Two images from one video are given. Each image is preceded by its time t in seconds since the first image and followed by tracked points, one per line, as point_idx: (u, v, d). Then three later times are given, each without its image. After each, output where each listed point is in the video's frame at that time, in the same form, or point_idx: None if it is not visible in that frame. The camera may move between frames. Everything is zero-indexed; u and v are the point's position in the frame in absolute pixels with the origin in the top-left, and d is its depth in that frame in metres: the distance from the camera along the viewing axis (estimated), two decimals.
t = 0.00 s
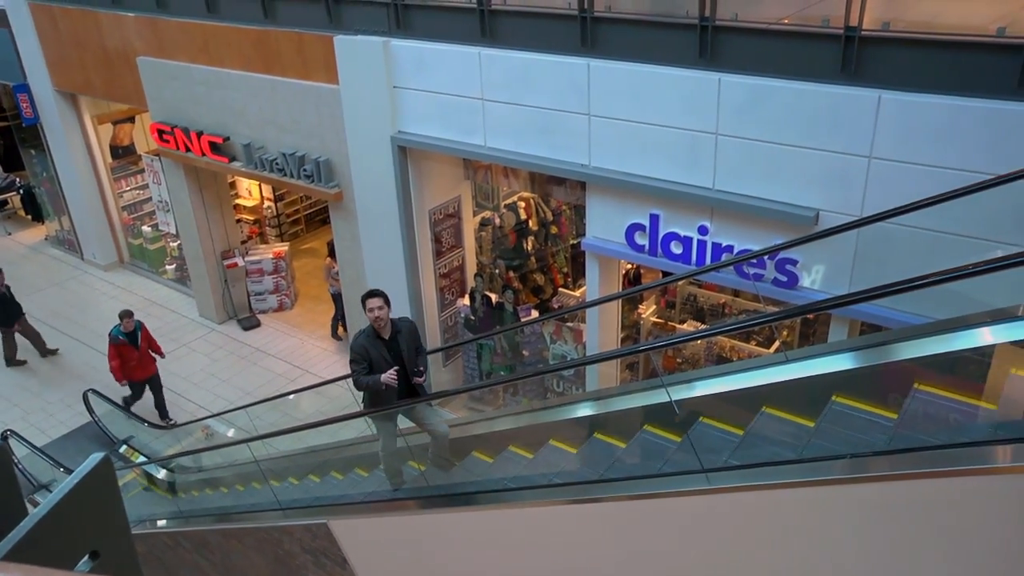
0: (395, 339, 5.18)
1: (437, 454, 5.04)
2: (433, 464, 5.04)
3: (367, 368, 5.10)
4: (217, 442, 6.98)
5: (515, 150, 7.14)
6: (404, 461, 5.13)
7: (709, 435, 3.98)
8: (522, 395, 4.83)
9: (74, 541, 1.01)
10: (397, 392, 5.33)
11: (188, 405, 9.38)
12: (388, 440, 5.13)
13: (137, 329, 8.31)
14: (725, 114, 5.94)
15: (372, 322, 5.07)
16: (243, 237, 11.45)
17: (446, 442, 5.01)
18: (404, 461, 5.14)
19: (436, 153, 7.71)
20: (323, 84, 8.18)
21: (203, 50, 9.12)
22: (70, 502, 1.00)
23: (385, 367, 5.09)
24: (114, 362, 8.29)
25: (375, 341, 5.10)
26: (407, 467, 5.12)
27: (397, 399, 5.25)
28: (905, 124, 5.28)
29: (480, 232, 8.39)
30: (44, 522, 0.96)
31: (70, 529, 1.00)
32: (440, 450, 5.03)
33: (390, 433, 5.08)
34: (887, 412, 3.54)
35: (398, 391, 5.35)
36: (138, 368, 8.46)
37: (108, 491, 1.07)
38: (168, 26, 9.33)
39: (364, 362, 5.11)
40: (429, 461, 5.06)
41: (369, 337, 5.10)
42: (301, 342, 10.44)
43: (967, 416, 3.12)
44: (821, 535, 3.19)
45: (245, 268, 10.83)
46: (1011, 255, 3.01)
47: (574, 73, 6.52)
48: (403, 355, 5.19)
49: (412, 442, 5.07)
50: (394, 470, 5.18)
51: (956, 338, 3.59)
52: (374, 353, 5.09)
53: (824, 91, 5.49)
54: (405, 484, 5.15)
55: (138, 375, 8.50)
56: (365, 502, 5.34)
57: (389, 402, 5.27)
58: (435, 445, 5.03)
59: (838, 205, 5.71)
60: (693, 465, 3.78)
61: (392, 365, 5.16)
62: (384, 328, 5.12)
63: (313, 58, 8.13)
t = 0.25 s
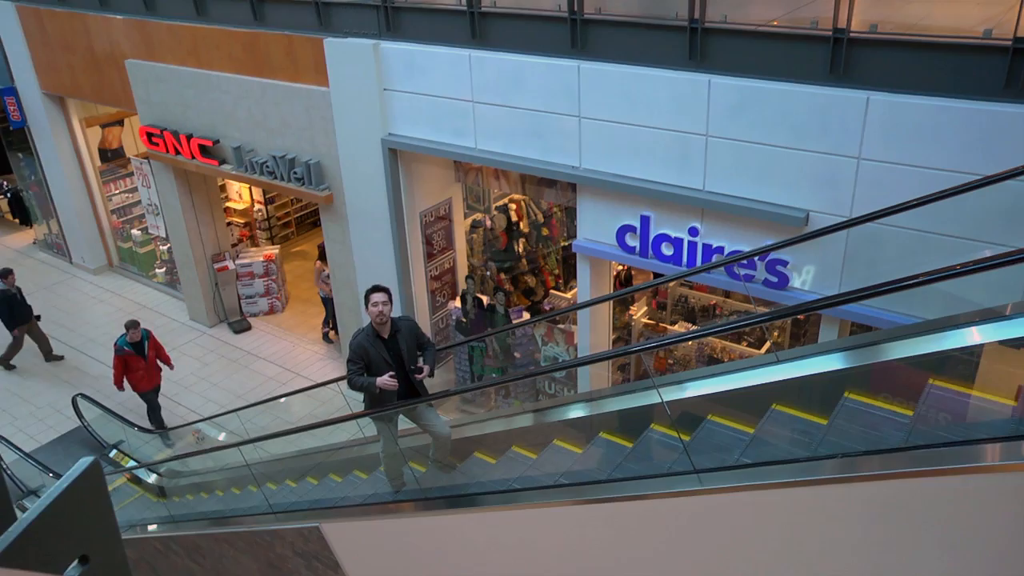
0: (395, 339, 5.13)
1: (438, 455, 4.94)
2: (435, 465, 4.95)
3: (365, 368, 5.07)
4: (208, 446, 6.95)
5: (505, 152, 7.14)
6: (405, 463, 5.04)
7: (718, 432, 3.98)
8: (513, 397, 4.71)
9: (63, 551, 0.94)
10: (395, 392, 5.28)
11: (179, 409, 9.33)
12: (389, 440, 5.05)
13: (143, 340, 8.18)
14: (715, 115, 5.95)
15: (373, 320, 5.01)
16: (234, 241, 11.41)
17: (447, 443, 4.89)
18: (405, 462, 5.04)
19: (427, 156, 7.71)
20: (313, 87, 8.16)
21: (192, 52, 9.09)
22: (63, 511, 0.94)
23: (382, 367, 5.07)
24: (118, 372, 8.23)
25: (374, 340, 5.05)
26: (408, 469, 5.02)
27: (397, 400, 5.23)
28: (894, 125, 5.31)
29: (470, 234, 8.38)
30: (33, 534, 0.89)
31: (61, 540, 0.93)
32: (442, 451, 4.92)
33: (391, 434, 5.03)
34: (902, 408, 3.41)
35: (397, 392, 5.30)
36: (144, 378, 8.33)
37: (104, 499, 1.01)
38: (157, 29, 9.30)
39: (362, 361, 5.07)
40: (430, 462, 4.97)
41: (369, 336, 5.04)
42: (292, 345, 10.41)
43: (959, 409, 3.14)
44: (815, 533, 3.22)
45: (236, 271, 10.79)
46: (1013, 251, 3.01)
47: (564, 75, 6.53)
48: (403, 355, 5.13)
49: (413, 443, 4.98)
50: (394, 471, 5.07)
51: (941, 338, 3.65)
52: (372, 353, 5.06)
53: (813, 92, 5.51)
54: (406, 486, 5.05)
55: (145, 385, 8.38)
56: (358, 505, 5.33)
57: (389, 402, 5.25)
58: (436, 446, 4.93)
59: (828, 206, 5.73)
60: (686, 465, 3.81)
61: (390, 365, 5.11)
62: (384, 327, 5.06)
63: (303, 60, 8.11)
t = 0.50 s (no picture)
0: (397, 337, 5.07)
1: (440, 455, 4.95)
2: (437, 466, 4.95)
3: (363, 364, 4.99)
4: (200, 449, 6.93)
5: (497, 153, 7.14)
6: (405, 463, 5.04)
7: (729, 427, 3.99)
8: (506, 398, 4.73)
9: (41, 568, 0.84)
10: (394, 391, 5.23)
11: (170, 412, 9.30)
12: (391, 441, 5.02)
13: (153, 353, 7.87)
14: (706, 116, 5.97)
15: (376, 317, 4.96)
16: (226, 243, 11.38)
17: (451, 443, 4.92)
18: (406, 463, 5.04)
19: (418, 157, 7.70)
20: (305, 89, 8.14)
21: (183, 54, 9.06)
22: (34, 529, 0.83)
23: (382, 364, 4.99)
24: (128, 389, 7.90)
25: (375, 337, 4.99)
26: (410, 469, 5.02)
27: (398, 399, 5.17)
28: (883, 126, 5.33)
29: (463, 235, 8.36)
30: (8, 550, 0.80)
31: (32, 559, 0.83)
32: (445, 452, 4.93)
33: (393, 434, 4.98)
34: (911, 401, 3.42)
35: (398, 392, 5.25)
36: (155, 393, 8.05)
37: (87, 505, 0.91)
38: (147, 30, 9.27)
39: (360, 358, 4.99)
40: (432, 462, 4.98)
41: (370, 333, 4.98)
42: (284, 347, 10.38)
43: (954, 398, 3.22)
44: (808, 533, 3.24)
45: (228, 274, 10.76)
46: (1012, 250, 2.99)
47: (556, 77, 6.53)
48: (404, 353, 5.07)
49: (415, 443, 4.99)
50: (397, 473, 5.05)
51: (928, 338, 3.69)
52: (374, 349, 4.98)
53: (803, 93, 5.54)
54: (407, 488, 5.03)
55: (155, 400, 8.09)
56: (352, 507, 5.32)
57: (389, 402, 5.19)
58: (439, 446, 4.95)
59: (819, 206, 5.75)
60: (677, 466, 3.83)
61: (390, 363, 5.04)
62: (386, 324, 5.00)
63: (295, 61, 8.10)
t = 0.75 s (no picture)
0: (398, 334, 4.91)
1: (441, 456, 4.89)
2: (438, 466, 4.90)
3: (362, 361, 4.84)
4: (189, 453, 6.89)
5: (486, 155, 7.14)
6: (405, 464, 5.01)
7: (738, 425, 3.95)
8: (498, 400, 4.76)
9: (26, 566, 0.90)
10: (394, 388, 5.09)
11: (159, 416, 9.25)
12: (390, 441, 4.95)
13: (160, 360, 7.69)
14: (695, 117, 5.99)
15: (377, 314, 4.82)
16: (215, 246, 11.32)
17: (451, 444, 4.85)
18: (406, 463, 5.00)
19: (408, 159, 7.69)
20: (294, 91, 8.11)
21: (170, 56, 9.02)
22: (22, 525, 0.89)
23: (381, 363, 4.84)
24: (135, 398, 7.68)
25: (376, 333, 4.84)
26: (410, 470, 4.98)
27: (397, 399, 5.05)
28: (871, 126, 5.36)
29: (453, 237, 8.37)
30: None
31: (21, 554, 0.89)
32: (445, 451, 4.87)
33: (392, 434, 4.91)
34: (926, 398, 3.32)
35: (398, 389, 5.13)
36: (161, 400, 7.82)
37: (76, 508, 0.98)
38: (134, 33, 9.23)
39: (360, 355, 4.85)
40: (432, 463, 4.93)
41: (371, 329, 4.84)
42: (275, 350, 10.34)
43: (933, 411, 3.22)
44: (799, 531, 3.25)
45: (217, 277, 10.72)
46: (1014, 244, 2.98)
47: (545, 78, 6.54)
48: (405, 352, 4.93)
49: (414, 444, 4.92)
50: (397, 473, 5.02)
51: (911, 337, 3.74)
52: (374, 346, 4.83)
53: (791, 93, 5.56)
54: (407, 489, 5.00)
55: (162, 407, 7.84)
56: (343, 510, 5.31)
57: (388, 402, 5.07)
58: (439, 447, 4.88)
59: (807, 206, 5.78)
60: (667, 466, 3.84)
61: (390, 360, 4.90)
62: (387, 321, 4.86)
63: (283, 64, 8.08)
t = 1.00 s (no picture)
0: (398, 334, 4.84)
1: (440, 457, 4.88)
2: (437, 467, 4.87)
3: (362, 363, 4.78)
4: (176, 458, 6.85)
5: (474, 157, 7.13)
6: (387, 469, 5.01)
7: (742, 421, 3.94)
8: (486, 403, 4.71)
9: (24, 571, 0.77)
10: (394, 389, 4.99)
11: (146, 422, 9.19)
12: (388, 445, 4.88)
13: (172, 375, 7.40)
14: (682, 118, 6.00)
15: (376, 314, 4.74)
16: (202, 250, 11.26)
17: (451, 443, 4.85)
18: (404, 465, 4.95)
19: (395, 162, 7.68)
20: (280, 94, 8.08)
21: (155, 60, 8.97)
22: (16, 530, 0.76)
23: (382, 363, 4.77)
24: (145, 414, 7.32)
25: (375, 333, 4.77)
26: (409, 472, 4.94)
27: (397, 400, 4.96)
28: (856, 127, 5.39)
29: (441, 240, 8.48)
30: None
31: (14, 557, 0.75)
32: (445, 452, 4.87)
33: (390, 436, 4.85)
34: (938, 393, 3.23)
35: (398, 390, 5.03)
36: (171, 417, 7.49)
37: (70, 512, 0.84)
38: (118, 36, 9.17)
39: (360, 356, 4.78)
40: (431, 464, 4.90)
41: (370, 329, 4.77)
42: (262, 354, 10.29)
43: (922, 409, 3.21)
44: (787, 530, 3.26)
45: (204, 281, 10.67)
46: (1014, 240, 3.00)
47: (532, 80, 6.54)
48: (405, 351, 4.85)
49: (413, 445, 4.88)
50: (395, 475, 4.97)
51: (894, 337, 3.80)
52: (373, 346, 4.76)
53: (777, 94, 5.59)
54: (406, 492, 4.95)
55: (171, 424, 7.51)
56: (332, 514, 5.28)
57: (388, 403, 4.97)
58: (438, 447, 4.87)
59: (794, 207, 5.81)
60: (655, 466, 3.85)
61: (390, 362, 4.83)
62: (386, 320, 4.79)
63: (269, 67, 8.04)
